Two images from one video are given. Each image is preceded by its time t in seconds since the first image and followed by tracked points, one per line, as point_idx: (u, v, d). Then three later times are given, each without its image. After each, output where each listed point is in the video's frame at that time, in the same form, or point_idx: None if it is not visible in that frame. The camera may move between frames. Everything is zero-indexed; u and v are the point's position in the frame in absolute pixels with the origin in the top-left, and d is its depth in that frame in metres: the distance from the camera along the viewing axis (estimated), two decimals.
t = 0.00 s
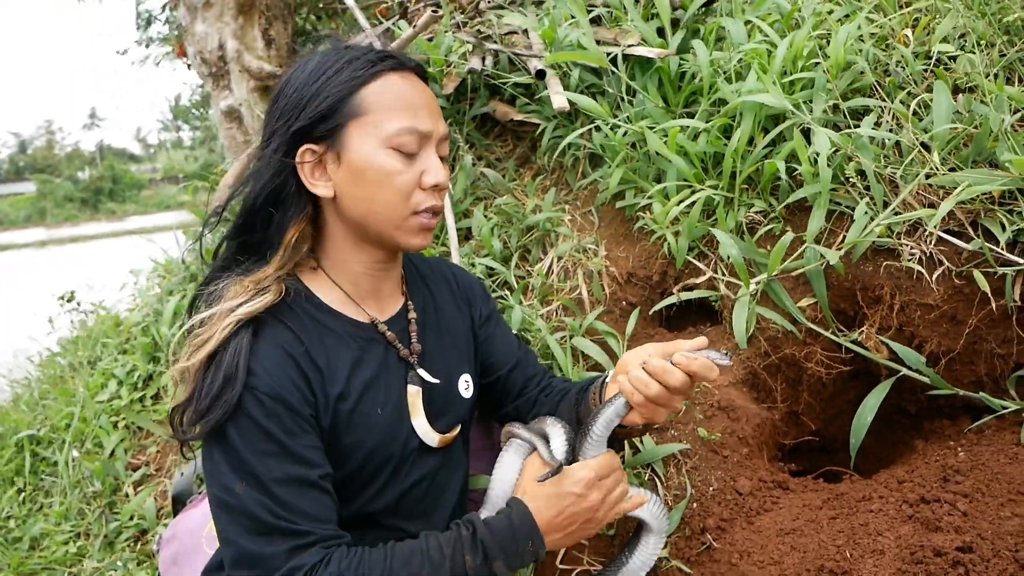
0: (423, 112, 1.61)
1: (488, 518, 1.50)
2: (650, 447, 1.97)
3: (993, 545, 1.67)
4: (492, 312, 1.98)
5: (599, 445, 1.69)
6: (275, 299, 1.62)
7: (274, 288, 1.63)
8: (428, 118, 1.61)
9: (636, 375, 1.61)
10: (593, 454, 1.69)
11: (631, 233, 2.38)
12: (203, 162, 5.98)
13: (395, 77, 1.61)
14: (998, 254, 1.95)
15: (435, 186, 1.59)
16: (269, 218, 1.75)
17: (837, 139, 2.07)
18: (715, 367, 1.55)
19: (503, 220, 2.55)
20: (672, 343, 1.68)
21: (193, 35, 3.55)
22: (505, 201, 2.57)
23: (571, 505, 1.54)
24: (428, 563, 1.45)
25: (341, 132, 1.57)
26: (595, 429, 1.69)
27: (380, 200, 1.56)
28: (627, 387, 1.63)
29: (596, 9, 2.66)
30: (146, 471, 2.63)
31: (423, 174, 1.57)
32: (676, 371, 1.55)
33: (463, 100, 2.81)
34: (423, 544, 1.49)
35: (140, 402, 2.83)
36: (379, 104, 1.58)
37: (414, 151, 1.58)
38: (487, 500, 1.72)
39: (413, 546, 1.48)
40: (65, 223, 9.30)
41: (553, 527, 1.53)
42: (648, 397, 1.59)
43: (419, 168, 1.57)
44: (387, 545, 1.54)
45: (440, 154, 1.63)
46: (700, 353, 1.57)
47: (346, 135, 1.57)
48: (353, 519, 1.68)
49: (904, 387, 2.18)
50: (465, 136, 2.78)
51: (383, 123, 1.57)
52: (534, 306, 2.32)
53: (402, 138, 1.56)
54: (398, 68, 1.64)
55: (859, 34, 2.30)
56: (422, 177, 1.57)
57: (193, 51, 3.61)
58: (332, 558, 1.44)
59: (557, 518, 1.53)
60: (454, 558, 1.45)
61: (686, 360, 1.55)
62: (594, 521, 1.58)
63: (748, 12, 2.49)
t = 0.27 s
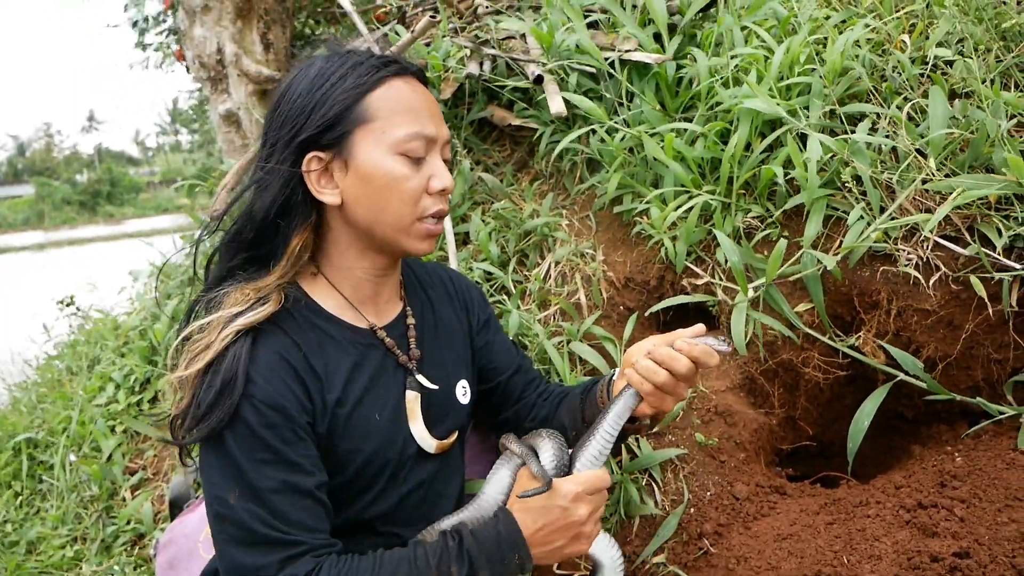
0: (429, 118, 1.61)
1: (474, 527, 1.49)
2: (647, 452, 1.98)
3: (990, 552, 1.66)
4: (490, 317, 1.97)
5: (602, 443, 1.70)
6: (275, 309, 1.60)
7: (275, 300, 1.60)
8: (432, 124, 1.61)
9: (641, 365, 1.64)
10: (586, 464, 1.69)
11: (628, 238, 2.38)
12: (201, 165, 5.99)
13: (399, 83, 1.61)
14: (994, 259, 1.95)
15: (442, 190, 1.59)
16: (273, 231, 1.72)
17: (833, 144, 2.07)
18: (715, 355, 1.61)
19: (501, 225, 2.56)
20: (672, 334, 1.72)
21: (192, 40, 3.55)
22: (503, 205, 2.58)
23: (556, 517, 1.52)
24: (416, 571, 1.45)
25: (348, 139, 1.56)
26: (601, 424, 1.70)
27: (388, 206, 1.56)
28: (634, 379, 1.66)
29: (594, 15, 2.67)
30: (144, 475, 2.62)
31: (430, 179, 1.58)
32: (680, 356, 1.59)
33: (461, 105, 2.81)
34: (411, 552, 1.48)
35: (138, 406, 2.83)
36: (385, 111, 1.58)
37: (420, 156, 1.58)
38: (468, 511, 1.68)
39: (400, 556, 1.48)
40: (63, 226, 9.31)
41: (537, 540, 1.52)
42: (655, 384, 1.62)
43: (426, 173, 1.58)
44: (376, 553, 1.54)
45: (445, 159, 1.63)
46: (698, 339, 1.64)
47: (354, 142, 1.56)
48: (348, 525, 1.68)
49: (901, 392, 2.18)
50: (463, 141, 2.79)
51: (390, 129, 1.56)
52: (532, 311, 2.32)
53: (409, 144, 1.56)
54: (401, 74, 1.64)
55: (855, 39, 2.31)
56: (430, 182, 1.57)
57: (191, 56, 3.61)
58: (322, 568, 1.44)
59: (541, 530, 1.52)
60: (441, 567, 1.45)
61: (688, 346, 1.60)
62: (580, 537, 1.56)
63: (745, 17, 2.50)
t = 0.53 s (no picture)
0: (429, 121, 1.61)
1: (456, 530, 1.48)
2: (646, 455, 1.99)
3: (989, 555, 1.66)
4: (497, 317, 1.97)
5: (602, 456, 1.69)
6: (285, 306, 1.61)
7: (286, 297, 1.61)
8: (431, 126, 1.61)
9: (640, 375, 1.64)
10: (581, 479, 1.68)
11: (628, 241, 2.38)
12: (201, 167, 6.00)
13: (397, 88, 1.61)
14: (993, 263, 1.95)
15: (444, 192, 1.59)
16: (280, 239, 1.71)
17: (833, 147, 2.07)
18: (714, 363, 1.62)
19: (501, 228, 2.56)
20: (672, 342, 1.71)
21: (192, 42, 3.57)
22: (502, 208, 2.58)
23: (539, 526, 1.51)
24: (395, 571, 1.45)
25: (351, 146, 1.57)
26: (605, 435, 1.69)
27: (391, 211, 1.56)
28: (632, 389, 1.66)
29: (594, 18, 2.68)
30: (143, 477, 2.62)
31: (431, 181, 1.58)
32: (681, 367, 1.60)
33: (461, 108, 2.82)
34: (391, 550, 1.48)
35: (137, 408, 2.83)
36: (385, 116, 1.58)
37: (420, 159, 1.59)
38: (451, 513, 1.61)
39: (379, 554, 1.47)
40: (63, 228, 9.32)
41: (519, 548, 1.50)
42: (655, 394, 1.62)
43: (427, 176, 1.58)
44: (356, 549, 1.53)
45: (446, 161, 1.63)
46: (697, 349, 1.63)
47: (355, 149, 1.57)
48: (348, 523, 1.68)
49: (901, 395, 2.18)
50: (463, 143, 2.79)
51: (389, 134, 1.56)
52: (531, 313, 2.33)
53: (409, 148, 1.57)
54: (400, 77, 1.64)
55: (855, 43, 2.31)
56: (431, 184, 1.57)
57: (191, 58, 3.63)
58: (304, 562, 1.45)
59: (523, 537, 1.50)
60: (418, 567, 1.44)
61: (688, 356, 1.61)
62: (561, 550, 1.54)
63: (745, 21, 2.50)
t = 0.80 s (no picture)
0: (405, 122, 1.57)
1: (451, 528, 1.48)
2: (647, 455, 1.99)
3: (990, 555, 1.66)
4: (514, 322, 1.97)
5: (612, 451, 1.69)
6: (304, 292, 1.64)
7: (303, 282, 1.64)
8: (407, 125, 1.57)
9: (645, 361, 1.64)
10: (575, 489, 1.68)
11: (628, 241, 2.38)
12: (202, 168, 6.01)
13: (372, 93, 1.59)
14: (995, 263, 1.95)
15: (424, 191, 1.55)
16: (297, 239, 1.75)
17: (834, 148, 2.08)
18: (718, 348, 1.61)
19: (501, 228, 2.56)
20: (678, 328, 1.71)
21: (193, 42, 3.73)
22: (503, 208, 2.59)
23: (534, 531, 1.49)
24: (385, 563, 1.45)
25: (335, 159, 1.59)
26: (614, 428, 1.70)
27: (372, 219, 1.57)
28: (638, 375, 1.66)
29: (594, 19, 2.69)
30: (143, 477, 2.62)
31: (408, 182, 1.55)
32: (683, 351, 1.60)
33: (461, 108, 2.82)
34: (384, 540, 1.49)
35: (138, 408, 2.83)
36: (361, 124, 1.57)
37: (397, 161, 1.56)
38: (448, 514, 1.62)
39: (373, 543, 1.48)
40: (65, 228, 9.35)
41: (512, 551, 1.48)
42: (660, 378, 1.62)
43: (404, 177, 1.55)
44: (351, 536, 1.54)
45: (429, 158, 1.59)
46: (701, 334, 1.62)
47: (339, 162, 1.59)
48: (354, 515, 1.67)
49: (901, 396, 2.18)
50: (464, 144, 2.80)
51: (362, 142, 1.56)
52: (532, 313, 2.33)
53: (382, 152, 1.55)
54: (380, 81, 1.61)
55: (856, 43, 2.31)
56: (407, 186, 1.54)
57: (192, 59, 3.78)
58: (299, 542, 1.45)
59: (519, 540, 1.48)
60: (408, 561, 1.45)
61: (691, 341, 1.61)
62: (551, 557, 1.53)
63: (745, 22, 2.50)
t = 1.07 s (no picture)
0: (410, 132, 1.57)
1: (424, 531, 1.46)
2: (648, 456, 1.99)
3: (992, 556, 1.67)
4: (523, 325, 1.97)
5: (613, 457, 1.68)
6: (315, 289, 1.66)
7: (316, 278, 1.66)
8: (411, 135, 1.57)
9: (651, 366, 1.65)
10: (563, 502, 1.64)
11: (629, 242, 2.39)
12: (202, 169, 6.03)
13: (377, 104, 1.60)
14: (995, 264, 1.95)
15: (427, 200, 1.55)
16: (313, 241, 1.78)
17: (834, 149, 2.08)
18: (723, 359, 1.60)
19: (502, 229, 2.56)
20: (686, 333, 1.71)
21: (194, 44, 3.97)
22: (504, 209, 2.59)
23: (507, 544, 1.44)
24: (355, 560, 1.44)
25: (345, 169, 1.61)
26: (617, 435, 1.70)
27: (378, 228, 1.58)
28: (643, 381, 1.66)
29: (594, 20, 2.70)
30: (144, 479, 2.62)
31: (412, 192, 1.55)
32: (686, 357, 1.60)
33: (461, 110, 2.82)
34: (359, 536, 1.48)
35: (139, 410, 2.83)
36: (367, 134, 1.58)
37: (402, 171, 1.57)
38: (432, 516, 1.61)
39: (347, 538, 1.47)
40: (66, 230, 9.36)
41: (484, 563, 1.45)
42: (664, 384, 1.62)
43: (407, 187, 1.56)
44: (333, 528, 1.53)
45: (434, 167, 1.59)
46: (707, 343, 1.62)
47: (347, 173, 1.60)
48: (353, 511, 1.67)
49: (902, 397, 2.18)
50: (464, 145, 2.80)
51: (367, 153, 1.57)
52: (533, 314, 2.33)
53: (387, 162, 1.56)
54: (386, 91, 1.61)
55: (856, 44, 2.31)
56: (411, 195, 1.55)
57: (193, 61, 4.03)
58: (278, 532, 1.45)
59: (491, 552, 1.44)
60: (377, 560, 1.43)
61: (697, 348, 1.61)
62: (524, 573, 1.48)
63: (746, 22, 2.51)
